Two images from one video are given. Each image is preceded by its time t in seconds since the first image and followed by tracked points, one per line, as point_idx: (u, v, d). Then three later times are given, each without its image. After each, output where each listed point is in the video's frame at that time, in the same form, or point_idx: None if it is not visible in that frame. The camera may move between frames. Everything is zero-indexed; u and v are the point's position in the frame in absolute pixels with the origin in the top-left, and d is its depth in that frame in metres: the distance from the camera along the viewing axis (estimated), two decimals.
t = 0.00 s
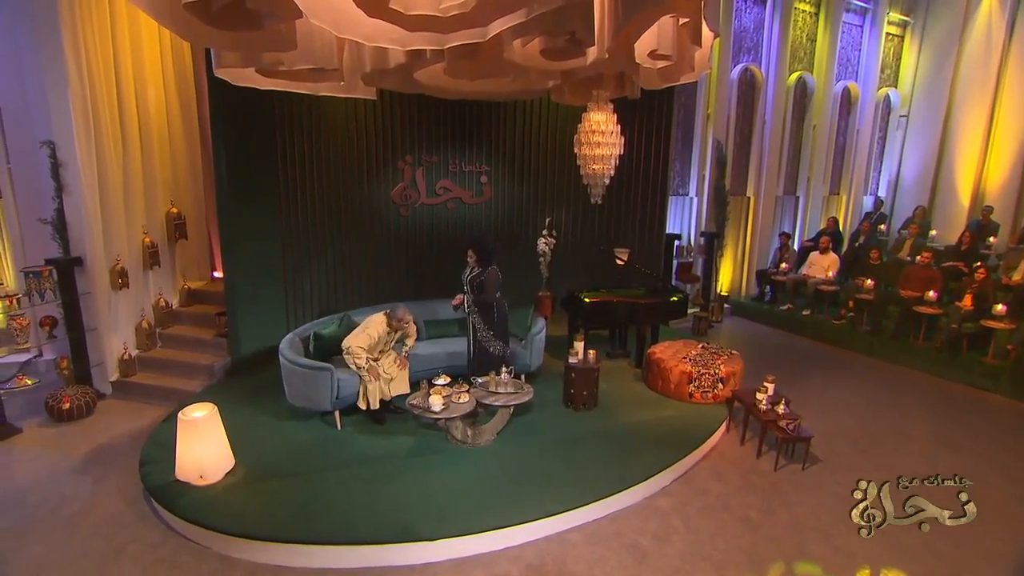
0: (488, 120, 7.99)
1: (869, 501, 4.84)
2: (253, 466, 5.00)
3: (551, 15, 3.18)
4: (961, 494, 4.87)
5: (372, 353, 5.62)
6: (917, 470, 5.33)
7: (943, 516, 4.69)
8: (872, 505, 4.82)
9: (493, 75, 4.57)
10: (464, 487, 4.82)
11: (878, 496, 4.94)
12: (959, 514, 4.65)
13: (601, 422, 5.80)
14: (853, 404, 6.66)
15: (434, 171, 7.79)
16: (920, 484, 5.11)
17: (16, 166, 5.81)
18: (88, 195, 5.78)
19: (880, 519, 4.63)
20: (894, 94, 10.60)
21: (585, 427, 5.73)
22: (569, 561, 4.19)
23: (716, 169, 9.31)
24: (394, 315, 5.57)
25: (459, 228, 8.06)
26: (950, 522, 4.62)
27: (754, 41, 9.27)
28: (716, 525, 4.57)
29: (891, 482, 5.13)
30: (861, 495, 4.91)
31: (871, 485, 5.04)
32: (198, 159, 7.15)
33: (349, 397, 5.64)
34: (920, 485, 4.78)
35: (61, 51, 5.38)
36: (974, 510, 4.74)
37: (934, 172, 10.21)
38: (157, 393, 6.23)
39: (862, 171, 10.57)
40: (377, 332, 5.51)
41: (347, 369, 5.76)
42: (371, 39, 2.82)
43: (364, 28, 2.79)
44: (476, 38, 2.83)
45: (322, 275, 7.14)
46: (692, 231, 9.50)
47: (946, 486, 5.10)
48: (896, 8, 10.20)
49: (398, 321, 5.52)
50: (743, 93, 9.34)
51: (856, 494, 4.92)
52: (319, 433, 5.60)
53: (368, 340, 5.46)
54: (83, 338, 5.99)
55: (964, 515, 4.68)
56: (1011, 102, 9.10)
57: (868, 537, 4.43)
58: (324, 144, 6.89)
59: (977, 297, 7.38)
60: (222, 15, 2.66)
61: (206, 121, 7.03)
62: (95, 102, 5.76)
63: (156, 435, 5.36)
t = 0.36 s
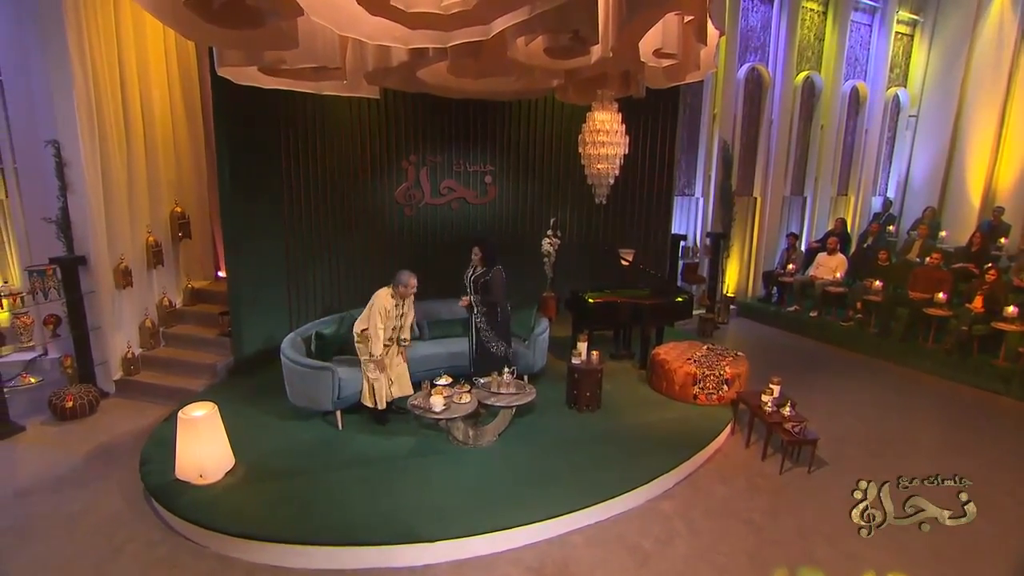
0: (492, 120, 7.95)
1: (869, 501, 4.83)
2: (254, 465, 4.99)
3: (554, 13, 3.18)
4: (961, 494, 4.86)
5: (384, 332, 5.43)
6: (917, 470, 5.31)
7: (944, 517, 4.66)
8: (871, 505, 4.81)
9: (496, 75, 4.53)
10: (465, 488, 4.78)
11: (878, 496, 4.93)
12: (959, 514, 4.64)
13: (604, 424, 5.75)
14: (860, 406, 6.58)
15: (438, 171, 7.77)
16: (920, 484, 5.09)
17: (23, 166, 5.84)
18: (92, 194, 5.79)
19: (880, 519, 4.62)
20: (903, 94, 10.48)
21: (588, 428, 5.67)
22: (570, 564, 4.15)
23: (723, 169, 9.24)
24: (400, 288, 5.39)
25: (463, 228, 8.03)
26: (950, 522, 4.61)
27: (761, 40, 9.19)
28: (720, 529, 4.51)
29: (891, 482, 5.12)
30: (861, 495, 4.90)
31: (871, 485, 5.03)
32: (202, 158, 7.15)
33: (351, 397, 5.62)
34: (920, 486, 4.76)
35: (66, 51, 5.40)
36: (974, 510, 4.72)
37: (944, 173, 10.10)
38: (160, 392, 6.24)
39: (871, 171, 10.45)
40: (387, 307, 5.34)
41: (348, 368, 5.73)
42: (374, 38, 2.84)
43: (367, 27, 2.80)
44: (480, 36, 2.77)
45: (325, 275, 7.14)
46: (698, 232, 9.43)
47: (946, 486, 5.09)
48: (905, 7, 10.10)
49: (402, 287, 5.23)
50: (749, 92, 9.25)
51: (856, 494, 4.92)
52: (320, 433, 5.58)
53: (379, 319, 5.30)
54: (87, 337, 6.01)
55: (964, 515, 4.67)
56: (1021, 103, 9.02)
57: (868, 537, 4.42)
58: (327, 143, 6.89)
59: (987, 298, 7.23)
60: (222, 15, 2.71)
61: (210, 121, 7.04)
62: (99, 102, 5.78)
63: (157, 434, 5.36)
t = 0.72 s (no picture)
0: (499, 121, 7.91)
1: (867, 500, 4.81)
2: (255, 467, 4.98)
3: (559, 12, 3.26)
4: (961, 494, 4.83)
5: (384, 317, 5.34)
6: (928, 475, 5.20)
7: (948, 519, 4.61)
8: (871, 505, 4.78)
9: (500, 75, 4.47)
10: (467, 491, 4.73)
11: (878, 496, 4.90)
12: (958, 513, 4.61)
13: (609, 427, 5.67)
14: (869, 411, 6.47)
15: (444, 172, 7.75)
16: (920, 484, 5.07)
17: (31, 166, 5.89)
18: (99, 194, 5.82)
19: (880, 519, 4.59)
20: (915, 95, 10.38)
21: (593, 431, 5.60)
22: (572, 568, 4.09)
23: (731, 171, 9.15)
24: (400, 270, 5.36)
25: (469, 230, 8.00)
26: (948, 522, 4.58)
27: (771, 41, 9.11)
28: (725, 534, 4.43)
29: (890, 482, 5.09)
30: (861, 495, 4.87)
31: (871, 485, 5.01)
32: (209, 159, 7.17)
33: (354, 398, 5.62)
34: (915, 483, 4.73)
35: (73, 52, 5.44)
36: (974, 510, 4.69)
37: (957, 175, 9.94)
38: (165, 393, 6.24)
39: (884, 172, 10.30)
40: (388, 291, 5.27)
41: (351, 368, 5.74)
42: (382, 38, 3.14)
43: (375, 27, 3.09)
44: (482, 36, 3.08)
45: (331, 276, 7.15)
46: (707, 234, 9.34)
47: (946, 486, 5.06)
48: (917, 7, 10.01)
49: (399, 261, 5.22)
50: (759, 93, 9.16)
51: (856, 494, 4.89)
52: (322, 435, 5.55)
53: (378, 303, 5.23)
54: (93, 336, 6.03)
55: (964, 515, 4.64)
56: None
57: (867, 538, 4.39)
58: (334, 144, 6.90)
59: (1004, 302, 7.09)
60: (224, 12, 2.97)
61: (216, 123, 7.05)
62: (107, 103, 5.82)
63: (161, 435, 5.37)
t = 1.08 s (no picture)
0: (508, 122, 7.88)
1: (866, 500, 4.81)
2: (258, 468, 4.98)
3: (565, 11, 3.20)
4: (961, 494, 4.81)
5: (389, 317, 5.35)
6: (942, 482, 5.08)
7: (958, 524, 4.53)
8: (871, 505, 4.77)
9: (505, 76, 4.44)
10: (470, 493, 4.68)
11: (878, 496, 4.88)
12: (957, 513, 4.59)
13: (614, 430, 5.59)
14: (881, 416, 6.35)
15: (452, 173, 7.73)
16: (920, 484, 5.05)
17: (43, 166, 5.95)
18: (108, 194, 5.86)
19: (880, 519, 4.58)
20: (931, 96, 10.18)
21: (598, 435, 5.51)
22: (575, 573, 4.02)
23: (742, 172, 9.03)
24: (402, 267, 5.42)
25: (477, 231, 7.96)
26: (947, 521, 4.57)
27: (783, 41, 9.00)
28: (732, 540, 4.34)
29: (890, 482, 5.07)
30: (861, 495, 4.86)
31: (871, 485, 5.00)
32: (217, 158, 7.19)
33: (358, 399, 5.59)
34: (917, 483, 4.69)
35: (84, 52, 5.47)
36: (974, 510, 4.67)
37: (975, 177, 9.75)
38: (171, 392, 6.26)
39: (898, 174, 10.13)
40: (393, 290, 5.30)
41: (356, 369, 5.71)
42: (387, 36, 3.16)
43: (380, 25, 3.12)
44: (489, 34, 3.08)
45: (338, 277, 7.15)
46: (717, 237, 9.23)
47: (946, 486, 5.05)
48: (933, 6, 9.83)
49: (399, 256, 5.30)
50: (770, 93, 9.04)
51: (856, 494, 4.88)
52: (325, 436, 5.54)
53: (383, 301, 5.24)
54: (101, 335, 6.06)
55: (964, 515, 4.62)
56: None
57: (867, 538, 4.37)
58: (341, 145, 6.90)
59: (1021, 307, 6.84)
60: (228, 10, 2.94)
61: (225, 124, 7.08)
62: (117, 103, 5.85)
63: (166, 434, 5.39)
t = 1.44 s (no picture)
0: (515, 122, 7.84)
1: (865, 500, 4.79)
2: (258, 468, 4.96)
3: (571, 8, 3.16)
4: (961, 494, 4.77)
5: (389, 317, 5.34)
6: (955, 488, 4.96)
7: (970, 530, 4.43)
8: (871, 505, 4.75)
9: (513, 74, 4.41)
10: (472, 495, 4.63)
11: (878, 496, 4.86)
12: (957, 513, 4.57)
13: (619, 433, 5.51)
14: (893, 420, 6.22)
15: (458, 174, 7.70)
16: (920, 484, 5.02)
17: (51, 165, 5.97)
18: (115, 193, 5.89)
19: (880, 519, 4.55)
20: (946, 96, 10.00)
21: (603, 438, 5.43)
22: None
23: (752, 173, 8.93)
24: (400, 266, 5.40)
25: (483, 231, 7.93)
26: (948, 521, 4.54)
27: (793, 41, 8.89)
28: (738, 546, 4.25)
29: (890, 482, 5.04)
30: (861, 495, 4.83)
31: (871, 485, 4.97)
32: (224, 158, 7.20)
33: (360, 399, 5.58)
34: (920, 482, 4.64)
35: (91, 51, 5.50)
36: (974, 510, 4.64)
37: (991, 178, 9.59)
38: (176, 391, 6.27)
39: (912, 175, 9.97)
40: (392, 289, 5.28)
41: (358, 369, 5.71)
42: (389, 33, 3.19)
43: (383, 23, 3.15)
44: (493, 31, 3.07)
45: (343, 277, 7.15)
46: (726, 238, 9.13)
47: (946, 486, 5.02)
48: (948, 5, 9.67)
49: (398, 255, 5.27)
50: (781, 94, 8.93)
51: (856, 494, 4.85)
52: (327, 437, 5.51)
53: (383, 301, 5.23)
54: (107, 334, 6.08)
55: (964, 515, 4.59)
56: None
57: (867, 537, 4.35)
58: (347, 145, 6.91)
59: None
60: (230, 9, 2.92)
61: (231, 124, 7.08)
62: (123, 103, 5.88)
63: (170, 433, 5.40)
